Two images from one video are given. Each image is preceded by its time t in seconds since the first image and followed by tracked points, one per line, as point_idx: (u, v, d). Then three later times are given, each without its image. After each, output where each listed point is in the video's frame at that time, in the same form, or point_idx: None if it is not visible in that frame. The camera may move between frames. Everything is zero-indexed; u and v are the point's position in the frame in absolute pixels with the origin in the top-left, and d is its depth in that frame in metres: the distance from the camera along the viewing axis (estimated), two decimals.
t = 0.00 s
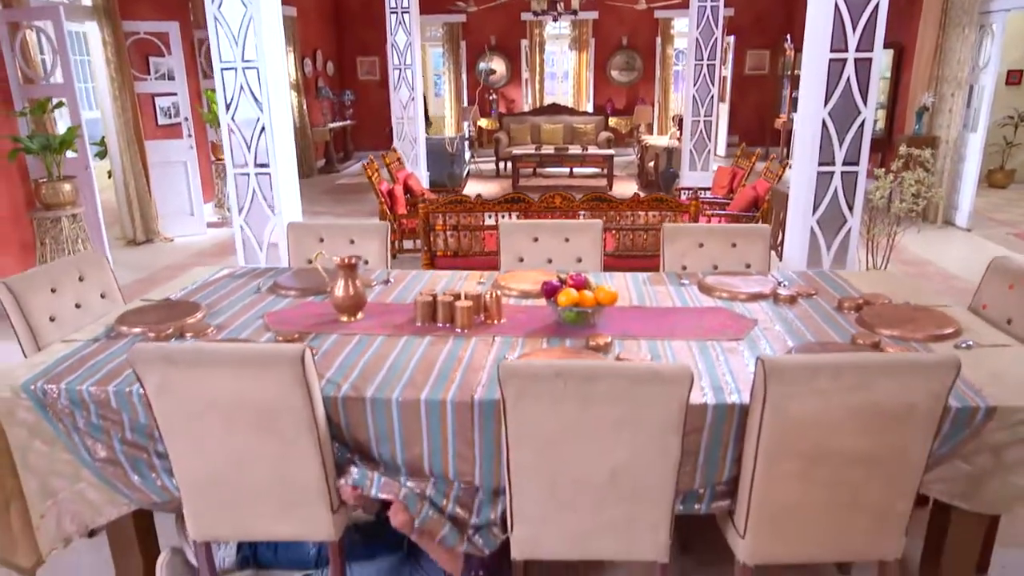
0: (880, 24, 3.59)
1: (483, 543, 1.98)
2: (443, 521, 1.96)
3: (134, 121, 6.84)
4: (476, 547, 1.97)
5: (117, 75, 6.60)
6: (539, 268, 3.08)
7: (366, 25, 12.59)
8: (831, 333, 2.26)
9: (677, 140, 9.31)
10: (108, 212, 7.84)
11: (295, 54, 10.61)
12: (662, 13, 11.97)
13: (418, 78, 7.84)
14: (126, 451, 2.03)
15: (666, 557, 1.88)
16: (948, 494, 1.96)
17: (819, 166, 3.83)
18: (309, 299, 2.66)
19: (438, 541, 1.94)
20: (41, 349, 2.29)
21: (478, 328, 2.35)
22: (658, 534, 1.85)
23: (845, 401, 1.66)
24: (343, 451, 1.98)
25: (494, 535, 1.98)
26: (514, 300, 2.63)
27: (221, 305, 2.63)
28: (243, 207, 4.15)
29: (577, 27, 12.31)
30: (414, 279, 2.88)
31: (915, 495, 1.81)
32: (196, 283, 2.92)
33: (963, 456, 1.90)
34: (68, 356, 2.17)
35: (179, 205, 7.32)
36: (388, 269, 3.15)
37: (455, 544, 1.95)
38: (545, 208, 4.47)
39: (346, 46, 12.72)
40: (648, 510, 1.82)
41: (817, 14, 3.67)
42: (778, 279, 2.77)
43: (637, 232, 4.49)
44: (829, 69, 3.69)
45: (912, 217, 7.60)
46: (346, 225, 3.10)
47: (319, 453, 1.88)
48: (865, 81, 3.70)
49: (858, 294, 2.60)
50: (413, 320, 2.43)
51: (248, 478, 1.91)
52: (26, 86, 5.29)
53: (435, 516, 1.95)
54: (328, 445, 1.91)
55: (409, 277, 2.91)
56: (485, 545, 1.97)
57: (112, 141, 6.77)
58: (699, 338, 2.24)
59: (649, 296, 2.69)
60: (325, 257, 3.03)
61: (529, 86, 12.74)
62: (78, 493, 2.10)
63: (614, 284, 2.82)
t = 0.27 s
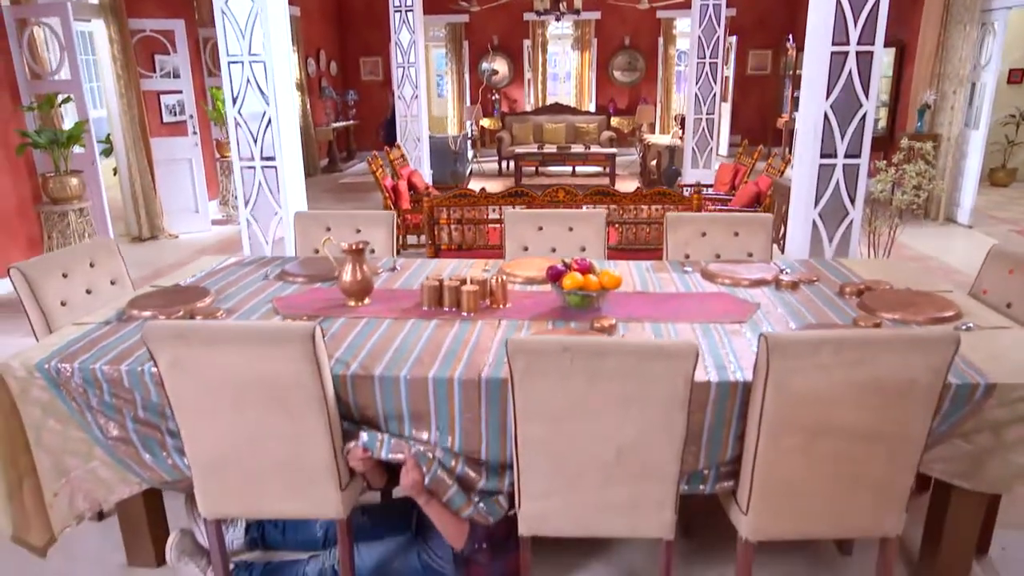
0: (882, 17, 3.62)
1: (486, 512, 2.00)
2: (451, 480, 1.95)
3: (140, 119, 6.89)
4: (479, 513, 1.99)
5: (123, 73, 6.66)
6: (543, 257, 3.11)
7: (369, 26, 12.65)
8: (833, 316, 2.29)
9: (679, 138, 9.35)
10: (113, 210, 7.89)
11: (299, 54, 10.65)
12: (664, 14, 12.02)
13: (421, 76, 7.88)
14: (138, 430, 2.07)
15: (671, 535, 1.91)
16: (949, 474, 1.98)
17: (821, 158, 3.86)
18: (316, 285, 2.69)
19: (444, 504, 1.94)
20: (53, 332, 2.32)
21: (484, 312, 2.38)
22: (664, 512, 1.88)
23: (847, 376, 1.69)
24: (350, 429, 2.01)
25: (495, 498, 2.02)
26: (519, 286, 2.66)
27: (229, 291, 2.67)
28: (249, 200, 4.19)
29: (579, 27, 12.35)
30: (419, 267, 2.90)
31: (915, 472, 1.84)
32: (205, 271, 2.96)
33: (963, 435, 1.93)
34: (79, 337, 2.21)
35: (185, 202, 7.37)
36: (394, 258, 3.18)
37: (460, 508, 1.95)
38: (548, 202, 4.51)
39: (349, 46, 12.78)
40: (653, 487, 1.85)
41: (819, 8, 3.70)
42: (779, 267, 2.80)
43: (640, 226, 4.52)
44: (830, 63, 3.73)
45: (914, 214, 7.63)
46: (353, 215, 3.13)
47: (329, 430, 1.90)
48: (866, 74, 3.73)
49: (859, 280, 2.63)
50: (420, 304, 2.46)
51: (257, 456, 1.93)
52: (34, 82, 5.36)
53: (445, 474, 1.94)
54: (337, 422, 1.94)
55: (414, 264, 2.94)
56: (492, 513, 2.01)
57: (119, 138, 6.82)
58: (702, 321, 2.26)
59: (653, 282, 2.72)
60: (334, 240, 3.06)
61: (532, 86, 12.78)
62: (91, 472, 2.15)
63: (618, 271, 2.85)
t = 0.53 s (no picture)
0: (878, 8, 3.66)
1: (488, 472, 2.03)
2: (456, 438, 1.97)
3: (140, 114, 6.91)
4: (481, 474, 2.02)
5: (123, 68, 6.68)
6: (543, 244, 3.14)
7: (368, 24, 12.69)
8: (828, 297, 2.32)
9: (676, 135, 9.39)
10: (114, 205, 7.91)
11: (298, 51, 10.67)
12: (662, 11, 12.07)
13: (420, 72, 7.91)
14: (144, 408, 2.10)
15: (671, 509, 1.94)
16: (944, 451, 2.01)
17: (818, 149, 3.90)
18: (318, 270, 2.73)
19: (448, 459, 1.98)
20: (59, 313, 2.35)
21: (485, 294, 2.41)
22: (664, 486, 1.91)
23: (842, 349, 1.72)
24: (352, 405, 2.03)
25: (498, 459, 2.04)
26: (520, 270, 2.69)
27: (233, 275, 2.70)
28: (250, 191, 4.22)
29: (578, 25, 12.40)
30: (421, 253, 2.93)
31: (911, 446, 1.87)
32: (208, 257, 2.99)
33: (957, 411, 1.96)
34: (86, 318, 2.23)
35: (185, 198, 7.40)
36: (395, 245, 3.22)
37: (463, 464, 1.99)
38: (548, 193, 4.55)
39: (348, 43, 12.83)
40: (653, 461, 1.88)
41: None
42: (777, 252, 2.83)
43: (638, 217, 4.55)
44: (827, 54, 3.76)
45: (910, 209, 7.68)
46: (355, 202, 3.16)
47: (333, 406, 1.93)
48: (862, 65, 3.77)
49: (854, 264, 2.67)
50: (422, 288, 2.49)
51: (263, 431, 1.97)
52: (35, 75, 5.40)
53: (451, 430, 1.96)
54: (342, 398, 1.97)
55: (416, 250, 2.97)
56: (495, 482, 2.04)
57: (119, 133, 6.84)
58: (700, 302, 2.30)
59: (652, 266, 2.75)
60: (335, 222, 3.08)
61: (530, 83, 12.82)
62: (98, 450, 2.18)
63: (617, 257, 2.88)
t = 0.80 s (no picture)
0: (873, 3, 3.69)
1: (486, 444, 2.06)
2: (459, 406, 2.01)
3: (140, 113, 6.94)
4: (479, 444, 2.05)
5: (123, 67, 6.70)
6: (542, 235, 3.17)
7: (367, 24, 12.74)
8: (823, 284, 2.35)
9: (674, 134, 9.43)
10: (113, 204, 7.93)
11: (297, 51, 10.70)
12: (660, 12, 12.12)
13: (419, 71, 7.93)
14: (148, 393, 2.12)
15: (671, 493, 1.96)
16: (938, 435, 2.04)
17: (814, 143, 3.94)
18: (319, 260, 2.75)
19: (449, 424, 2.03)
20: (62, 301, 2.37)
21: (485, 283, 2.44)
22: (663, 468, 1.93)
23: (837, 330, 1.75)
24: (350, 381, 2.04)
25: (497, 435, 2.07)
26: (519, 260, 2.72)
27: (235, 265, 2.72)
28: (251, 186, 4.25)
29: (576, 26, 12.44)
30: (420, 244, 2.96)
31: (905, 427, 1.90)
32: (209, 249, 3.02)
33: (951, 395, 1.99)
34: (90, 305, 2.26)
35: (184, 197, 7.42)
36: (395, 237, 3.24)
37: (462, 432, 2.03)
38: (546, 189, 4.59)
39: (346, 44, 12.86)
40: (652, 443, 1.90)
41: None
42: (772, 242, 2.86)
43: (636, 213, 4.59)
44: (822, 49, 3.80)
45: (907, 208, 7.72)
46: (355, 194, 3.20)
47: (335, 389, 1.96)
48: (857, 60, 3.80)
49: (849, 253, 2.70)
50: (422, 276, 2.52)
51: (266, 414, 1.99)
52: (35, 73, 5.40)
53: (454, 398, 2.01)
54: (343, 380, 2.00)
55: (416, 242, 2.99)
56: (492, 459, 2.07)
57: (119, 132, 6.86)
58: (698, 290, 2.33)
59: (650, 256, 2.78)
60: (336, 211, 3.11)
61: (527, 84, 12.87)
62: (101, 436, 2.20)
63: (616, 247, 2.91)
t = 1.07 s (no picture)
0: None
1: (487, 418, 2.09)
2: (462, 379, 2.04)
3: (140, 112, 6.96)
4: (481, 417, 2.08)
5: (123, 65, 6.72)
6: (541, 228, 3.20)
7: (366, 25, 12.78)
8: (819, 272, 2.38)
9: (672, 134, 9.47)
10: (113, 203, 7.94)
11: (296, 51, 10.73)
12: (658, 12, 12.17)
13: (418, 71, 7.95)
14: (151, 380, 2.14)
15: (670, 478, 1.98)
16: (933, 421, 2.06)
17: (811, 139, 3.97)
18: (320, 251, 2.77)
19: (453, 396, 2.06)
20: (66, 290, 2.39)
21: (485, 273, 2.46)
22: (663, 454, 1.95)
23: (832, 315, 1.77)
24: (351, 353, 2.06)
25: (499, 411, 2.10)
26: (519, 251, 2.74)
27: (236, 257, 2.74)
28: (251, 182, 4.27)
29: (574, 27, 12.48)
30: (420, 236, 2.98)
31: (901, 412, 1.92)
32: (210, 241, 3.04)
33: (946, 381, 2.01)
34: (93, 293, 2.27)
35: (184, 195, 7.44)
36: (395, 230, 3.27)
37: (465, 404, 2.06)
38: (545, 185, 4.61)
39: (345, 45, 12.89)
40: (651, 428, 1.92)
41: None
42: (769, 233, 2.89)
43: (634, 209, 4.62)
44: (819, 45, 3.83)
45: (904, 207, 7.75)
46: (355, 188, 3.22)
47: (337, 375, 1.98)
48: (854, 56, 3.83)
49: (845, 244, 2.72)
50: (423, 267, 2.54)
51: (268, 400, 2.01)
52: (36, 71, 5.43)
53: (457, 372, 2.03)
54: (344, 365, 2.02)
55: (415, 234, 3.02)
56: (492, 435, 2.10)
57: (119, 131, 6.88)
58: (696, 279, 2.35)
59: (648, 248, 2.81)
60: (336, 204, 3.13)
61: (526, 85, 12.91)
62: (105, 423, 2.22)
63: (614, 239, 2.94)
